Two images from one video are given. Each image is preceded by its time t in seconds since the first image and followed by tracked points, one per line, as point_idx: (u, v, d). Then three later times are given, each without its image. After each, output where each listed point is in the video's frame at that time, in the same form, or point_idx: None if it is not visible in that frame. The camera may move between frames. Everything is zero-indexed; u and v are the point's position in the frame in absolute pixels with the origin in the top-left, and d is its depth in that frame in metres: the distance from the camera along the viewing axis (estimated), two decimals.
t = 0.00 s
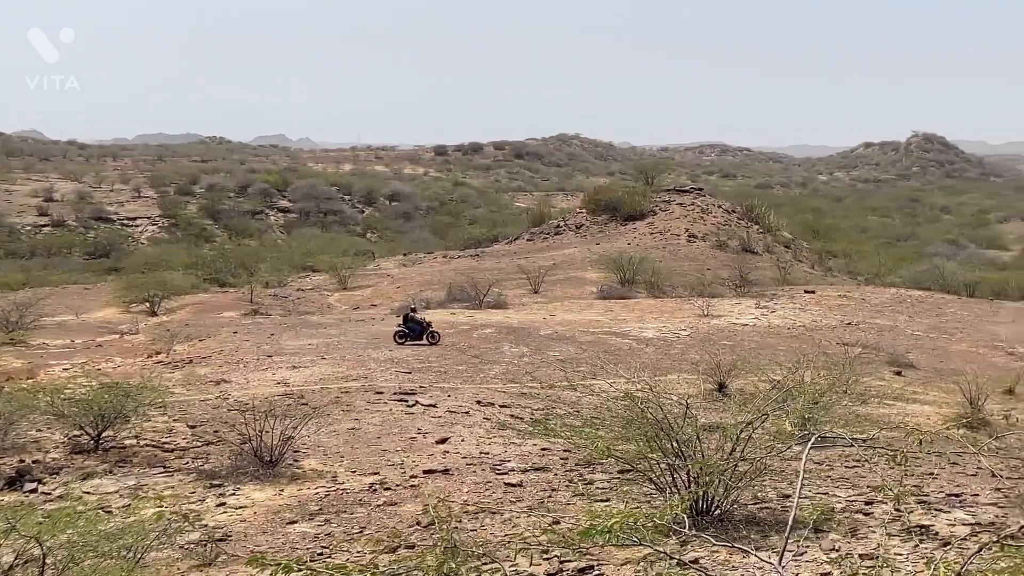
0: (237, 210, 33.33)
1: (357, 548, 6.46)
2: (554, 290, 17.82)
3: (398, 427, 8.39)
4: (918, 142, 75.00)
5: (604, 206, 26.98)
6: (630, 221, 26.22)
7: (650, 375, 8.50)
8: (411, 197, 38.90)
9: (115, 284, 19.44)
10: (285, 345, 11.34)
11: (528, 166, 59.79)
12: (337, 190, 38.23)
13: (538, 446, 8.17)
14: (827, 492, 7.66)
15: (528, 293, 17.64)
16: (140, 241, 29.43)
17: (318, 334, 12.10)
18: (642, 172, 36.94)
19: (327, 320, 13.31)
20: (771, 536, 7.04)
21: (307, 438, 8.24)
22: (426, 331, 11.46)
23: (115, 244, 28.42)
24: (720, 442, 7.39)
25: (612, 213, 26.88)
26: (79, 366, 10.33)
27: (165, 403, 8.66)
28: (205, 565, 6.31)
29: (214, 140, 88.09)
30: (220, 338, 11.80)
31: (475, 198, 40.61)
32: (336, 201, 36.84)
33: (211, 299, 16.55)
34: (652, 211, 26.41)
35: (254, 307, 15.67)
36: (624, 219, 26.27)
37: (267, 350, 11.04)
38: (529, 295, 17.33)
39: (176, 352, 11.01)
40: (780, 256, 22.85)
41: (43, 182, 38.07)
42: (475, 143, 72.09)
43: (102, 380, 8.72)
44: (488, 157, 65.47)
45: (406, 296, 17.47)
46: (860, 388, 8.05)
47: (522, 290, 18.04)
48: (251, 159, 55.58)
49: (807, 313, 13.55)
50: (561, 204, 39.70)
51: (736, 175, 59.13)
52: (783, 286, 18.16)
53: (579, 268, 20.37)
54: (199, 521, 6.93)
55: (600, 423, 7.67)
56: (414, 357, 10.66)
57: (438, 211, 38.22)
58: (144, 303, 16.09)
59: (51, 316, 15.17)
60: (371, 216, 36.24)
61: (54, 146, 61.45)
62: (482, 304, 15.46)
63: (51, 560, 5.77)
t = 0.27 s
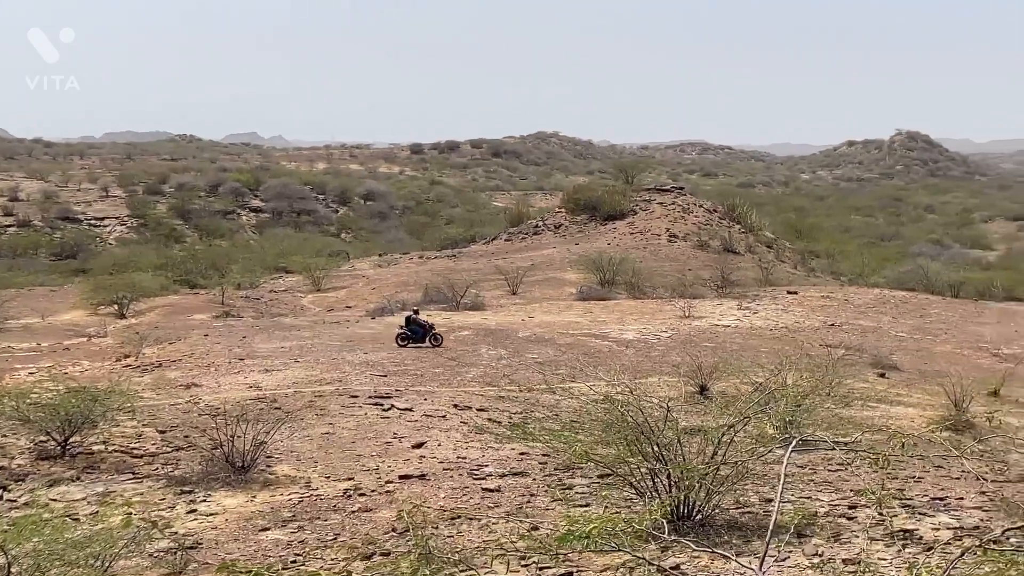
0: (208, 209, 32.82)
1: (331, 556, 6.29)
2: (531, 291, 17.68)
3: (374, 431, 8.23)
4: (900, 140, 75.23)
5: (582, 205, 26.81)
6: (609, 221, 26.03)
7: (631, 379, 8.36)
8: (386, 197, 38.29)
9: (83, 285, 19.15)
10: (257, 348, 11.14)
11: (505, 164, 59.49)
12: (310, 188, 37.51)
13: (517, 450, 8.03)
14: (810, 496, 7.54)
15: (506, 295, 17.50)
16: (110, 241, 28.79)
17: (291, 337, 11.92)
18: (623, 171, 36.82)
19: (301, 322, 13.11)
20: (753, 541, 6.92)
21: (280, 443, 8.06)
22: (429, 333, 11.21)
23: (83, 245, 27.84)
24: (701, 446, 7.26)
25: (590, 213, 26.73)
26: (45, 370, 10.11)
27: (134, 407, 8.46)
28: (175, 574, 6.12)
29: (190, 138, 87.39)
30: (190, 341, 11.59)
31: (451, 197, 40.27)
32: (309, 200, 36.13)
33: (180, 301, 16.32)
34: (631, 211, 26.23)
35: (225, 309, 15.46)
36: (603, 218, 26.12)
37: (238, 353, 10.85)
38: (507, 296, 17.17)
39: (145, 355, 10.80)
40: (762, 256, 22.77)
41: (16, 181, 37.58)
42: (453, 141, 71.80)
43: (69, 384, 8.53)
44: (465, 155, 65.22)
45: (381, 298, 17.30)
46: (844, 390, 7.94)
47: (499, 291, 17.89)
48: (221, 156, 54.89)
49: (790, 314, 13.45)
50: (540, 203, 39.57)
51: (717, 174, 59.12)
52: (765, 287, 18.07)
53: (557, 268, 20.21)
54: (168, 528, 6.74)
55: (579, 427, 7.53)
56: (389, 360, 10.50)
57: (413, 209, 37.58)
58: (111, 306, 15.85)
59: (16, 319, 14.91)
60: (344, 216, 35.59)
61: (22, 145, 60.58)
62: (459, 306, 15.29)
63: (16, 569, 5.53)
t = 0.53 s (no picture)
0: (169, 205, 30.50)
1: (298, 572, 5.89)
2: (510, 292, 17.29)
3: (344, 440, 7.86)
4: (899, 134, 74.45)
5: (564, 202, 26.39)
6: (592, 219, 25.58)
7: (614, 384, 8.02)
8: (358, 191, 36.85)
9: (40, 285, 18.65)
10: (221, 353, 10.74)
11: (482, 158, 58.87)
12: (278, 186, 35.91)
13: (495, 459, 7.66)
14: (802, 507, 7.19)
15: (485, 295, 17.11)
16: (64, 241, 26.22)
17: (258, 340, 11.50)
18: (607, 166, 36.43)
19: (268, 325, 12.70)
20: (744, 554, 6.56)
21: (245, 452, 7.67)
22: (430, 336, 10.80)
23: (37, 243, 25.27)
24: (689, 454, 6.92)
25: (572, 210, 26.33)
26: None
27: (91, 416, 8.08)
28: None
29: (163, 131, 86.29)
30: (151, 345, 11.16)
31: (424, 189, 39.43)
32: (276, 196, 34.38)
33: (136, 303, 15.85)
34: (610, 207, 25.80)
35: (188, 311, 15.01)
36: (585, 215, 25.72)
37: (202, 358, 10.44)
38: (485, 297, 16.77)
39: (103, 360, 10.38)
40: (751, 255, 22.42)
41: None
42: (430, 133, 71.13)
43: (21, 391, 8.12)
44: (440, 150, 64.60)
45: (352, 299, 16.89)
46: (837, 395, 7.60)
47: (478, 292, 17.49)
48: (183, 151, 53.76)
49: (782, 316, 13.12)
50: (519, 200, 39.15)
51: (703, 169, 58.77)
52: (754, 287, 17.73)
53: (538, 268, 19.82)
54: (127, 543, 6.32)
55: (561, 435, 7.17)
56: (362, 364, 10.12)
57: (387, 204, 36.57)
58: (68, 307, 15.38)
59: None
60: (314, 212, 33.90)
61: None
62: (436, 307, 14.90)
63: None
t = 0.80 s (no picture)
0: (142, 203, 29.83)
1: None
2: (491, 292, 17.17)
3: (322, 444, 7.73)
4: (886, 131, 74.39)
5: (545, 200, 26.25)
6: (575, 218, 25.48)
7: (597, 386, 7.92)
8: (335, 189, 36.43)
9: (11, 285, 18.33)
10: (196, 354, 10.60)
11: (462, 155, 58.59)
12: (252, 183, 35.17)
13: (477, 462, 7.55)
14: (788, 511, 7.09)
15: (465, 295, 16.98)
16: (35, 241, 25.53)
17: (234, 342, 11.35)
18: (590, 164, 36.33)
19: (244, 326, 12.54)
20: (728, 558, 6.46)
21: (220, 455, 7.53)
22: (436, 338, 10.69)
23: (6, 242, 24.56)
24: (673, 456, 6.81)
25: (555, 209, 26.21)
26: None
27: (62, 418, 7.93)
28: None
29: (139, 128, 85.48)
30: (124, 347, 10.99)
31: (403, 187, 39.29)
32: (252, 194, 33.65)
33: (110, 303, 15.61)
34: (595, 206, 25.69)
35: (162, 312, 14.82)
36: (568, 214, 25.62)
37: (176, 360, 10.29)
38: (465, 298, 16.64)
39: (75, 362, 10.20)
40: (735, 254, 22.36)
41: None
42: (410, 131, 70.78)
43: None
44: (420, 147, 64.35)
45: (330, 300, 16.74)
46: (823, 396, 7.51)
47: (458, 291, 17.36)
48: (155, 147, 53.11)
49: (768, 317, 13.03)
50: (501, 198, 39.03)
51: (687, 167, 58.72)
52: (739, 287, 17.66)
53: (519, 268, 19.70)
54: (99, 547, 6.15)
55: (543, 436, 7.06)
56: (340, 366, 10.00)
57: (364, 203, 36.21)
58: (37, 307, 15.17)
59: None
60: (289, 212, 33.40)
61: None
62: (415, 308, 14.76)
63: None
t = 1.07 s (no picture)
0: (118, 201, 29.49)
1: None
2: (473, 291, 17.06)
3: (302, 445, 7.63)
4: (873, 128, 74.35)
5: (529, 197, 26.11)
6: (558, 216, 25.40)
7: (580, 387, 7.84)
8: (315, 185, 36.19)
9: None
10: (173, 354, 10.48)
11: (445, 153, 58.33)
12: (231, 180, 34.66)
13: (459, 463, 7.46)
14: (773, 512, 7.02)
15: (448, 294, 16.87)
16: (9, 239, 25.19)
17: (211, 341, 11.23)
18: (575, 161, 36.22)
19: (222, 325, 12.41)
20: (713, 560, 6.38)
21: (198, 457, 7.42)
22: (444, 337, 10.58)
23: None
24: (657, 457, 6.73)
25: (538, 206, 26.10)
26: None
27: (37, 419, 7.81)
28: None
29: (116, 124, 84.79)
30: (99, 347, 10.84)
31: (385, 185, 39.15)
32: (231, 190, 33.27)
33: (87, 302, 15.42)
34: (579, 204, 25.61)
35: (140, 311, 14.66)
36: (551, 212, 25.53)
37: (153, 360, 10.15)
38: (447, 297, 16.52)
39: (50, 362, 10.05)
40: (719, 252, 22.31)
41: None
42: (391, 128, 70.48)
43: None
44: (401, 143, 64.10)
45: (311, 299, 16.61)
46: (808, 396, 7.45)
47: (440, 290, 17.24)
48: (133, 145, 52.62)
49: (753, 316, 12.96)
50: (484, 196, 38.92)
51: (672, 165, 58.68)
52: (724, 286, 17.60)
53: (502, 266, 19.60)
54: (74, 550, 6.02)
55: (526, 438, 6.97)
56: (320, 366, 9.90)
57: (345, 201, 36.00)
58: (11, 307, 14.99)
59: None
60: (268, 209, 33.08)
61: None
62: (396, 307, 14.65)
63: None
